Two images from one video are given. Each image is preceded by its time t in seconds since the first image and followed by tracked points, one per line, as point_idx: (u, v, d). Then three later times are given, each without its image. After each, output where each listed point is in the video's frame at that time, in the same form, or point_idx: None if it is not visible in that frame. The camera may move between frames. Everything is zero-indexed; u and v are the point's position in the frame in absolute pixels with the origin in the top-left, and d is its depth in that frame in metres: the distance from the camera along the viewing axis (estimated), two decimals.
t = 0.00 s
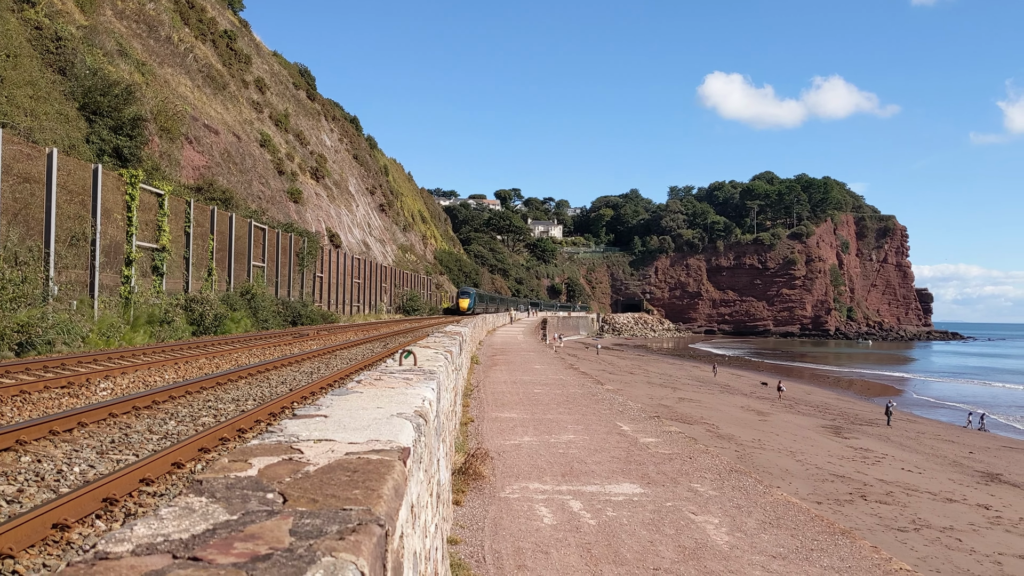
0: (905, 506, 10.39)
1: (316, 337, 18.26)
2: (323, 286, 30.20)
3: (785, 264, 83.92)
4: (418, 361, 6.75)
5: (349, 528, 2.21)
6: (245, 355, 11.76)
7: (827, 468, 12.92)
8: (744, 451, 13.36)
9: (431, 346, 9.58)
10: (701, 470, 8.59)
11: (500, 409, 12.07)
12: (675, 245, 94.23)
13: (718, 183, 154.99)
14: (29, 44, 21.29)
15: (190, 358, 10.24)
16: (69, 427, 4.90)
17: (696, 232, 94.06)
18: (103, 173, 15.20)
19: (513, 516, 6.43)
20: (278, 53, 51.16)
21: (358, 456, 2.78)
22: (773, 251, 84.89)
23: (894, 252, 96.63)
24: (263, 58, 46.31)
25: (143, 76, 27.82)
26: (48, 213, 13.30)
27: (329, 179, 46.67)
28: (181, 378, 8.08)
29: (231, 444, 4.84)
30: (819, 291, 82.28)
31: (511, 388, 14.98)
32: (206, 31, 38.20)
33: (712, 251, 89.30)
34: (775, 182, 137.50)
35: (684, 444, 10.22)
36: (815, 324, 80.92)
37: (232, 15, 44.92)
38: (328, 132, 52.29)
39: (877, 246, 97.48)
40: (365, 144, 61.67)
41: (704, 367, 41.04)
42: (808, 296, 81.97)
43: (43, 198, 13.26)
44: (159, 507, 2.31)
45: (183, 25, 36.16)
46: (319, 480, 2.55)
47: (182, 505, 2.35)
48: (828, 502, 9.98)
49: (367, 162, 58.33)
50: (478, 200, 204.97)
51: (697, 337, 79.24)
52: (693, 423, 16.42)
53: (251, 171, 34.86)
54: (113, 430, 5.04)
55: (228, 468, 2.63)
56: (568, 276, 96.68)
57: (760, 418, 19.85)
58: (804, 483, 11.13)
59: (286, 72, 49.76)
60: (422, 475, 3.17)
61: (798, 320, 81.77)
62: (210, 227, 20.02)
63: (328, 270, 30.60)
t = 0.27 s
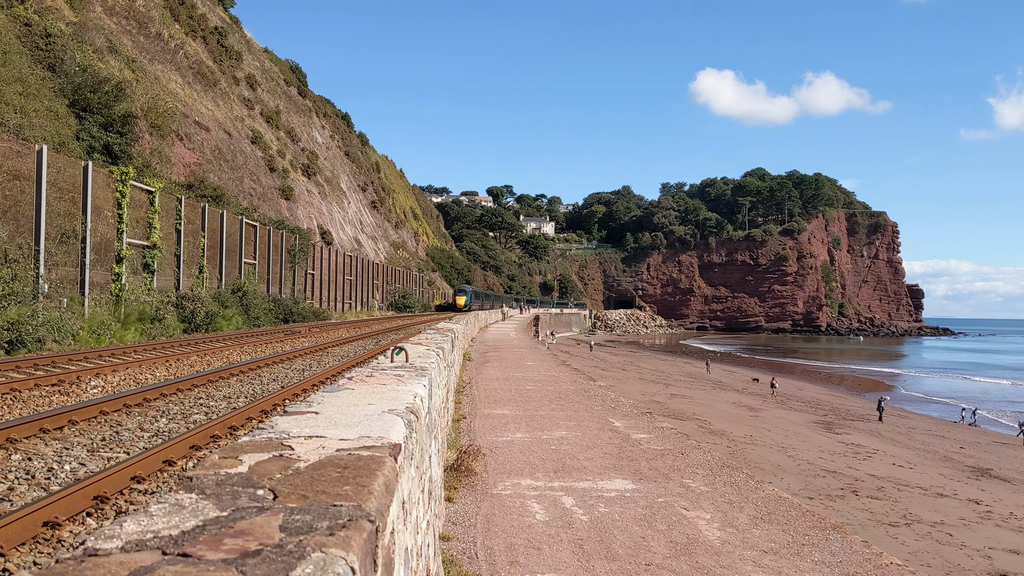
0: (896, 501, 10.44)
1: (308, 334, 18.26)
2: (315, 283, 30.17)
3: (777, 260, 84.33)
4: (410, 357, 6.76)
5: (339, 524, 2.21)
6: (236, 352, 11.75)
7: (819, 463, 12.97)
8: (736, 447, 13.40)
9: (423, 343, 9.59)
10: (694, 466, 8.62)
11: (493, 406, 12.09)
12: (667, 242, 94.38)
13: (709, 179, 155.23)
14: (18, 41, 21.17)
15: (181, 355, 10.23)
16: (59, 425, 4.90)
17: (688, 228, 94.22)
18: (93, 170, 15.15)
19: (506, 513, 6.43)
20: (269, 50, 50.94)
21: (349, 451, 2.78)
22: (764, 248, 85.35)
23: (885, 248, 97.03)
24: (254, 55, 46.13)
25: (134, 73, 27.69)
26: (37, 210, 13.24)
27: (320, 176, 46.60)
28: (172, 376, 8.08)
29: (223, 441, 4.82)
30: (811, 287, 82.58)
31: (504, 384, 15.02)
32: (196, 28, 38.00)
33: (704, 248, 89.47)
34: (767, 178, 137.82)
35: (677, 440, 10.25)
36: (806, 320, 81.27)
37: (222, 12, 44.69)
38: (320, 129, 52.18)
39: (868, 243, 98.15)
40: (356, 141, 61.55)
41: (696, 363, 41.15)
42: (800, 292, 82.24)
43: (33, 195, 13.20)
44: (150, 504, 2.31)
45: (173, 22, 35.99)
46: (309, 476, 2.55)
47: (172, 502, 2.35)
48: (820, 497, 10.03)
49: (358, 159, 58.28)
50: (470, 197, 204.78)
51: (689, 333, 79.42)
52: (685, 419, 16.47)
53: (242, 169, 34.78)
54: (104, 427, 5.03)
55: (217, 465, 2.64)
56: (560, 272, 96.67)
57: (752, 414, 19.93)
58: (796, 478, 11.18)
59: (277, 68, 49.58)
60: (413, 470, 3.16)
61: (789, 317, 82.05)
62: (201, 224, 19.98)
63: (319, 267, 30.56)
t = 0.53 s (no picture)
0: (887, 497, 10.48)
1: (300, 332, 18.24)
2: (307, 281, 30.13)
3: (768, 258, 84.60)
4: (401, 355, 6.75)
5: (329, 520, 2.21)
6: (228, 350, 11.72)
7: (810, 460, 13.02)
8: (728, 444, 13.45)
9: (415, 340, 9.58)
10: (685, 463, 8.63)
11: (485, 403, 12.11)
12: (659, 240, 94.49)
13: (701, 177, 155.45)
14: (7, 38, 21.05)
15: (172, 354, 10.21)
16: (50, 423, 4.88)
17: (680, 226, 94.34)
18: (84, 167, 15.12)
19: (498, 510, 6.44)
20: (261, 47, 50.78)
21: (340, 449, 2.78)
22: (756, 245, 85.61)
23: (876, 246, 97.33)
24: (245, 52, 45.96)
25: (124, 70, 27.57)
26: (27, 208, 13.19)
27: (312, 173, 46.52)
28: (163, 374, 8.06)
29: (214, 439, 4.81)
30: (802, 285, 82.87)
31: (495, 382, 15.03)
32: (187, 25, 37.84)
33: (696, 245, 89.65)
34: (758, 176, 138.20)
35: (668, 437, 10.28)
36: (798, 318, 81.59)
37: (213, 9, 44.50)
38: (312, 127, 52.06)
39: (859, 241, 98.40)
40: (348, 138, 61.46)
41: (688, 361, 41.26)
42: (791, 290, 82.49)
43: (23, 192, 13.14)
44: (140, 501, 2.31)
45: (163, 19, 35.81)
46: (300, 474, 2.56)
47: (162, 500, 2.35)
48: (811, 494, 10.07)
49: (351, 157, 58.19)
50: (463, 194, 204.52)
51: (681, 331, 79.57)
52: (677, 416, 16.52)
53: (233, 166, 34.70)
54: (94, 426, 5.01)
55: (208, 463, 2.65)
56: (552, 270, 96.65)
57: (743, 411, 19.99)
58: (787, 476, 11.22)
59: (268, 66, 49.42)
60: (405, 467, 3.17)
61: (781, 314, 82.30)
62: (192, 222, 19.94)
63: (311, 265, 30.52)
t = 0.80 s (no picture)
0: (879, 495, 10.51)
1: (293, 330, 18.22)
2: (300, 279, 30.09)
3: (761, 256, 84.81)
4: (395, 354, 6.74)
5: (322, 517, 2.21)
6: (220, 348, 11.69)
7: (802, 457, 13.06)
8: (721, 442, 13.48)
9: (408, 338, 9.58)
10: (678, 461, 8.65)
11: (478, 401, 12.12)
12: (653, 238, 94.59)
13: (695, 175, 155.73)
14: None
15: (164, 351, 10.18)
16: (42, 422, 4.86)
17: (674, 224, 94.43)
18: (75, 165, 15.08)
19: (491, 507, 6.45)
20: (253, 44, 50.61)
21: (333, 447, 2.79)
22: (749, 243, 85.83)
23: (869, 244, 97.39)
24: (238, 49, 45.80)
25: (116, 67, 27.46)
26: (19, 205, 13.14)
27: (305, 171, 46.44)
28: (155, 372, 8.04)
29: (207, 438, 4.80)
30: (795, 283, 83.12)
31: (489, 380, 15.05)
32: (179, 22, 37.68)
33: (690, 243, 89.86)
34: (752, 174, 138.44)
35: (661, 435, 10.30)
36: (791, 316, 81.83)
37: (206, 6, 44.33)
38: (305, 124, 51.96)
39: (852, 240, 98.51)
40: (341, 136, 61.37)
41: (681, 359, 41.36)
42: (784, 288, 82.72)
43: (14, 190, 13.10)
44: (131, 499, 2.31)
45: (156, 16, 35.66)
46: (293, 472, 2.56)
47: (154, 497, 2.35)
48: (803, 492, 10.11)
49: (344, 154, 58.12)
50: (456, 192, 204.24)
51: (675, 329, 79.71)
52: (670, 414, 16.56)
53: (226, 164, 34.62)
54: (87, 424, 5.00)
55: (199, 461, 2.66)
56: (546, 268, 96.68)
57: (736, 409, 20.03)
58: (780, 473, 11.26)
59: (261, 63, 49.26)
60: (397, 465, 3.18)
61: (774, 312, 82.40)
62: (185, 220, 19.91)
63: (304, 263, 30.48)
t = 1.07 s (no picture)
0: (871, 493, 10.55)
1: (285, 327, 18.18)
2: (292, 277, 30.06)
3: (754, 254, 85.02)
4: (387, 351, 6.73)
5: (313, 515, 2.21)
6: (213, 346, 11.67)
7: (795, 455, 13.10)
8: (713, 440, 13.53)
9: (401, 336, 9.57)
10: (670, 458, 8.67)
11: (471, 399, 12.13)
12: (646, 236, 94.65)
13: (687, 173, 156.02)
14: None
15: (156, 349, 10.17)
16: (33, 420, 4.85)
17: (667, 222, 94.56)
18: (67, 162, 15.05)
19: (484, 505, 6.45)
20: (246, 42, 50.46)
21: (324, 444, 2.81)
22: (742, 242, 86.02)
23: (861, 242, 96.90)
24: (231, 47, 45.64)
25: (108, 64, 27.35)
26: (10, 202, 13.09)
27: (298, 169, 46.38)
28: (148, 370, 8.02)
29: (199, 436, 4.80)
30: (787, 281, 83.36)
31: (482, 378, 15.07)
32: (172, 19, 37.52)
33: (682, 242, 90.19)
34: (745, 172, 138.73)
35: (654, 433, 10.32)
36: (783, 314, 82.08)
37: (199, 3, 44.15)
38: (298, 122, 51.87)
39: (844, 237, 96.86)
40: (335, 134, 61.28)
41: (675, 357, 41.44)
42: (777, 286, 82.93)
43: (5, 187, 13.05)
44: (123, 496, 2.31)
45: (148, 12, 35.49)
46: (284, 469, 2.57)
47: (145, 494, 2.35)
48: (796, 489, 10.14)
49: (336, 152, 58.04)
50: (449, 190, 204.05)
51: (668, 327, 79.85)
52: (663, 412, 16.60)
53: (219, 162, 34.55)
54: (78, 422, 4.99)
55: (191, 458, 2.67)
56: (539, 266, 96.69)
57: (729, 406, 20.07)
58: (772, 471, 11.29)
59: (254, 61, 49.11)
60: (389, 463, 3.19)
61: (766, 310, 82.42)
62: (177, 218, 19.86)
63: (297, 261, 30.45)
